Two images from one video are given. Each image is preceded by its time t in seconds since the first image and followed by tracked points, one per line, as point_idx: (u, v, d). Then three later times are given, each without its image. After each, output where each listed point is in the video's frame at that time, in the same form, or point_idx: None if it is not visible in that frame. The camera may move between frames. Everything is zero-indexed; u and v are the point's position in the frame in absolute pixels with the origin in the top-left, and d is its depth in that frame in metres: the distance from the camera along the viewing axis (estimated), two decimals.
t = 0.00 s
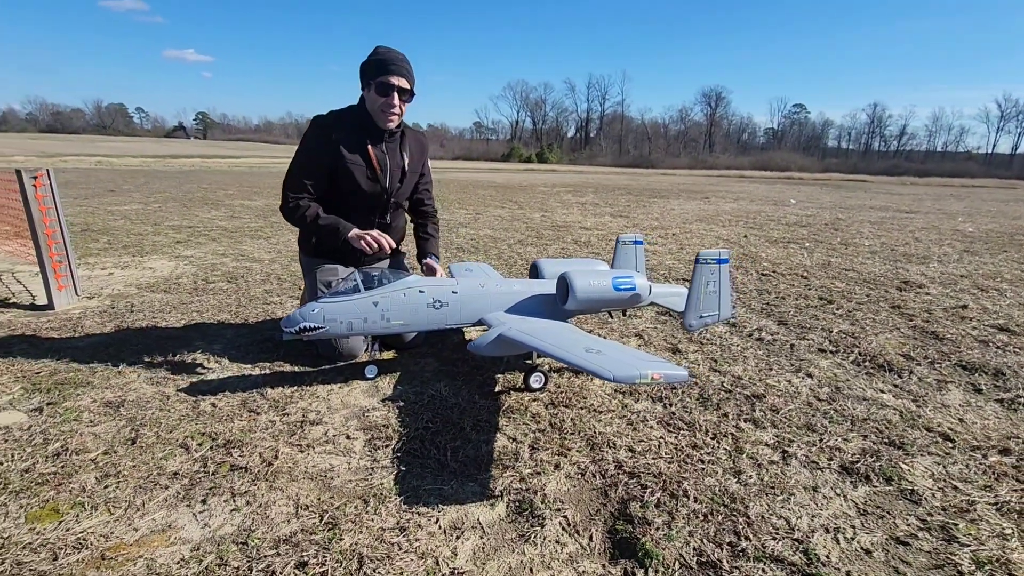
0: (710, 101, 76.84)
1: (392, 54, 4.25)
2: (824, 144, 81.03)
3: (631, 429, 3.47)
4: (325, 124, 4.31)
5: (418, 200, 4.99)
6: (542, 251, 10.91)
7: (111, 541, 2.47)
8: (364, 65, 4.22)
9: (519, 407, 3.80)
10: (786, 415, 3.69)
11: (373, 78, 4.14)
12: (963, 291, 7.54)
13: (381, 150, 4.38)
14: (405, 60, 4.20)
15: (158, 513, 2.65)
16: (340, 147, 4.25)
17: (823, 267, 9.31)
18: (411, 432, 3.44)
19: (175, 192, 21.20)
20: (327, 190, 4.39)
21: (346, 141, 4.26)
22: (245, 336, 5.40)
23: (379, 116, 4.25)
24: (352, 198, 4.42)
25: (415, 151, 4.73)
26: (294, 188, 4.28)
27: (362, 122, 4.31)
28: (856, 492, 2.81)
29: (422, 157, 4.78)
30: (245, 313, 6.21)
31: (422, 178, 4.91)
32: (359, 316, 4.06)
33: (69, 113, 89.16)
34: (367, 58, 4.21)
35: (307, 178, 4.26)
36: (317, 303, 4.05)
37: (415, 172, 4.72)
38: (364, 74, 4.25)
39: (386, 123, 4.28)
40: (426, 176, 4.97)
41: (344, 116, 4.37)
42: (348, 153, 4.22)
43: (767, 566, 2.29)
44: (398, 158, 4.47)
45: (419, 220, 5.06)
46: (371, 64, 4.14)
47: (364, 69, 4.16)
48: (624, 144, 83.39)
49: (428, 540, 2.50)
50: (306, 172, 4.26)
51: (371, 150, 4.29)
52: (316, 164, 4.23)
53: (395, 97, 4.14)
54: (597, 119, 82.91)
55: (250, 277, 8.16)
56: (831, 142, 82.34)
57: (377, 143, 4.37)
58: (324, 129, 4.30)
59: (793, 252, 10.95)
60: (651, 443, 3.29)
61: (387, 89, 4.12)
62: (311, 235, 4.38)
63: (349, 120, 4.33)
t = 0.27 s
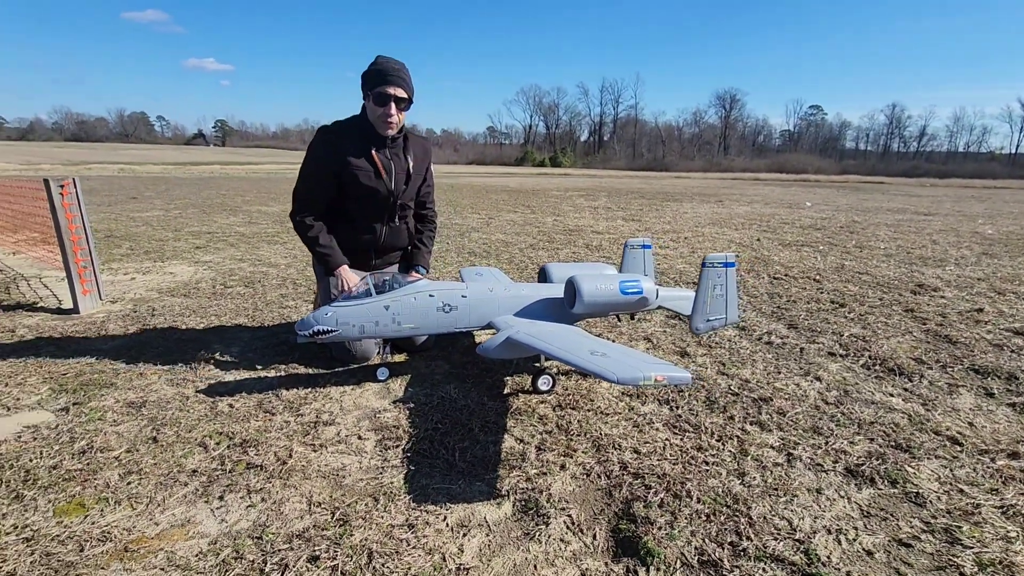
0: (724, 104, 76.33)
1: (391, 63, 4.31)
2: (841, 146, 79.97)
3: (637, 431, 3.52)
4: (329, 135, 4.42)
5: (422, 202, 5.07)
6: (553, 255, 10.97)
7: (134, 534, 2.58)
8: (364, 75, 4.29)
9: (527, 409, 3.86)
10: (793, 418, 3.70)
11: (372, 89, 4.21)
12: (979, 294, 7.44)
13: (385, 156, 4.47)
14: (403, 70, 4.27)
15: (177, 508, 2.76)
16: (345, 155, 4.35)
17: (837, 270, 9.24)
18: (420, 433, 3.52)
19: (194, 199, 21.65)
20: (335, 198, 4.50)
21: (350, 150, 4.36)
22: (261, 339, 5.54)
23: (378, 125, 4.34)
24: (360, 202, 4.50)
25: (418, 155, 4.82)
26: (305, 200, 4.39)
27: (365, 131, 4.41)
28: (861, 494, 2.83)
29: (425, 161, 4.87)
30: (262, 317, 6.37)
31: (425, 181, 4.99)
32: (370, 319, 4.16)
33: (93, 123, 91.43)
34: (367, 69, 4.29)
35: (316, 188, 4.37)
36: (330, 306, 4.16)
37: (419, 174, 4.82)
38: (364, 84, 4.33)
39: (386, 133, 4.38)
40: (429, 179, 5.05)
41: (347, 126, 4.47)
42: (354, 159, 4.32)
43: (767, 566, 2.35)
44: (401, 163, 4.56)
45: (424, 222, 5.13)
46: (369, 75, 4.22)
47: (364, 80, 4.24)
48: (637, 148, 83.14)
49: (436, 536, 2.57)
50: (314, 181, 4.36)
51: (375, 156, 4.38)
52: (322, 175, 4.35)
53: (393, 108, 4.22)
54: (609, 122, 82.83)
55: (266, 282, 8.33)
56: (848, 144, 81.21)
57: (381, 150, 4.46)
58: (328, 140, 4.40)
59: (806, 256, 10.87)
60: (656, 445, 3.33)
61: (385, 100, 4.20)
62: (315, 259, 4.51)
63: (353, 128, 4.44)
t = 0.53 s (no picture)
0: (733, 108, 76.10)
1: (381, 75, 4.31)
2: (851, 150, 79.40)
3: (645, 436, 3.51)
4: (330, 144, 4.49)
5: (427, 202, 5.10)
6: (561, 260, 10.98)
7: (146, 533, 2.62)
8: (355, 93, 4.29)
9: (534, 413, 3.87)
10: (802, 423, 3.68)
11: (363, 109, 4.22)
12: (993, 300, 7.35)
13: (387, 160, 4.50)
14: (393, 88, 4.21)
15: (189, 509, 2.80)
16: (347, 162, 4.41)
17: (847, 275, 9.17)
18: (428, 436, 3.54)
19: (206, 204, 21.90)
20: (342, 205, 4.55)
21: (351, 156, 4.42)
22: (271, 342, 5.60)
23: (373, 143, 4.37)
24: (365, 205, 4.55)
25: (419, 157, 4.86)
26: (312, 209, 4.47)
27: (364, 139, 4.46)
28: (871, 500, 2.81)
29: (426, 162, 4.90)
30: (272, 320, 6.43)
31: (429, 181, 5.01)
32: (379, 322, 4.19)
33: (107, 129, 92.86)
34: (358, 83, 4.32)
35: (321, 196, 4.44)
36: (339, 310, 4.20)
37: (422, 174, 4.86)
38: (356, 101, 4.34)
39: (381, 150, 4.40)
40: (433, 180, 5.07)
41: (347, 134, 4.54)
42: (356, 165, 4.38)
43: (775, 571, 2.34)
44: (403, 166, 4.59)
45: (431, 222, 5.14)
46: (360, 95, 4.21)
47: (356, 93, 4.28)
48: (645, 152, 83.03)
49: (443, 538, 2.59)
50: (318, 190, 4.45)
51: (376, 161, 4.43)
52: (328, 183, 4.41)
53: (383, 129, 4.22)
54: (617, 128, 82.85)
55: (276, 286, 8.41)
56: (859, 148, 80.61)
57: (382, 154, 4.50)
58: (330, 150, 4.48)
59: (816, 260, 10.79)
60: (664, 449, 3.33)
61: (375, 122, 4.20)
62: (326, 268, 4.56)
63: (353, 136, 4.50)
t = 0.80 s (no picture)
0: (734, 112, 76.16)
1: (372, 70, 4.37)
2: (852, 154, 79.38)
3: (647, 437, 3.50)
4: (326, 146, 4.51)
5: (427, 202, 5.09)
6: (562, 263, 10.97)
7: (147, 534, 2.61)
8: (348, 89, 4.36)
9: (536, 415, 3.86)
10: (804, 425, 3.67)
11: (357, 102, 4.28)
12: (995, 303, 7.33)
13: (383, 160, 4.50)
14: (383, 77, 4.29)
15: (189, 510, 2.79)
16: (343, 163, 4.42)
17: (849, 278, 9.15)
18: (429, 438, 3.53)
19: (207, 206, 21.92)
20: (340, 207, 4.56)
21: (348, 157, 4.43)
22: (273, 343, 5.60)
23: (370, 137, 4.39)
24: (363, 206, 4.55)
25: (418, 156, 4.85)
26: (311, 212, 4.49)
27: (360, 139, 4.47)
28: (875, 503, 2.80)
29: (424, 161, 4.89)
30: (273, 322, 6.42)
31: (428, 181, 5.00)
32: (380, 325, 4.19)
33: (110, 132, 93.13)
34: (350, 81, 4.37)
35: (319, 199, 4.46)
36: (340, 312, 4.20)
37: (420, 173, 4.85)
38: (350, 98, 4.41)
39: (379, 142, 4.41)
40: (432, 180, 5.06)
41: (343, 134, 4.55)
42: (353, 166, 4.38)
43: (778, 573, 2.33)
44: (400, 166, 4.59)
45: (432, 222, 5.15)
46: (353, 89, 4.29)
47: (350, 91, 4.32)
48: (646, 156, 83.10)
49: (445, 540, 2.58)
50: (316, 193, 4.46)
51: (373, 161, 4.43)
52: (324, 186, 4.43)
53: (377, 117, 4.25)
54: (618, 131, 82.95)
55: (277, 288, 8.41)
56: (860, 152, 80.63)
57: (379, 155, 4.50)
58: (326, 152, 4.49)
59: (817, 264, 10.78)
60: (667, 451, 3.32)
61: (369, 111, 4.24)
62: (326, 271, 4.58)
63: (349, 137, 4.50)
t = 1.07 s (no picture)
0: (732, 114, 76.30)
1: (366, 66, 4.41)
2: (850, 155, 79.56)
3: (645, 438, 3.50)
4: (322, 145, 4.54)
5: (424, 202, 5.09)
6: (561, 264, 10.96)
7: (143, 535, 2.61)
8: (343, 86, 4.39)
9: (534, 416, 3.86)
10: (802, 425, 3.67)
11: (351, 96, 4.29)
12: (993, 304, 7.34)
13: (378, 157, 4.51)
14: (376, 70, 4.30)
15: (186, 511, 2.78)
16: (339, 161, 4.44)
17: (846, 279, 9.17)
18: (427, 439, 3.53)
19: (205, 208, 21.87)
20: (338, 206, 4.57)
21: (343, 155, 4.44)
22: (271, 345, 5.59)
23: (365, 132, 4.40)
24: (360, 204, 4.55)
25: (414, 154, 4.86)
26: (307, 212, 4.50)
27: (355, 137, 4.49)
28: (873, 503, 2.80)
29: (421, 161, 4.90)
30: (271, 324, 6.41)
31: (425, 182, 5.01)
32: (378, 325, 4.18)
33: (108, 134, 93.01)
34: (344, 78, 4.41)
35: (315, 198, 4.46)
36: (338, 313, 4.19)
37: (416, 171, 4.85)
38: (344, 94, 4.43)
39: (374, 135, 4.39)
40: (429, 180, 5.06)
41: (339, 133, 4.57)
42: (348, 163, 4.40)
43: (776, 573, 2.33)
44: (396, 163, 4.60)
45: (429, 222, 5.15)
46: (347, 85, 4.31)
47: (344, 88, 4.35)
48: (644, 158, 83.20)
49: (442, 541, 2.57)
50: (313, 192, 4.47)
51: (368, 158, 4.44)
52: (321, 184, 4.44)
53: (370, 108, 4.24)
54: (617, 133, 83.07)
55: (275, 289, 8.40)
56: (858, 154, 80.87)
57: (375, 152, 4.52)
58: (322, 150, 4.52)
59: (815, 265, 10.80)
60: (665, 452, 3.32)
61: (364, 103, 4.24)
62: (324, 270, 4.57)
63: (345, 135, 4.51)
